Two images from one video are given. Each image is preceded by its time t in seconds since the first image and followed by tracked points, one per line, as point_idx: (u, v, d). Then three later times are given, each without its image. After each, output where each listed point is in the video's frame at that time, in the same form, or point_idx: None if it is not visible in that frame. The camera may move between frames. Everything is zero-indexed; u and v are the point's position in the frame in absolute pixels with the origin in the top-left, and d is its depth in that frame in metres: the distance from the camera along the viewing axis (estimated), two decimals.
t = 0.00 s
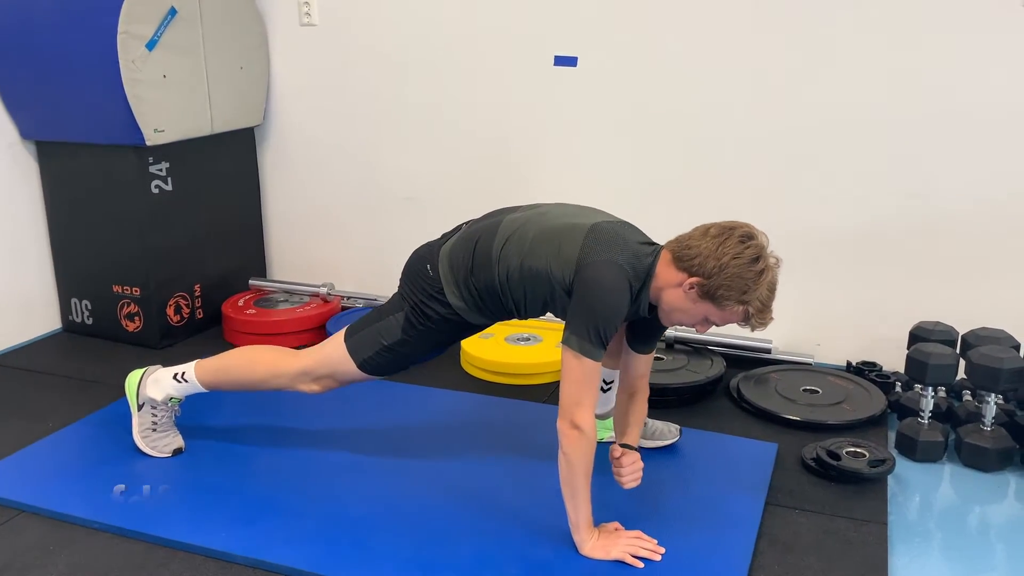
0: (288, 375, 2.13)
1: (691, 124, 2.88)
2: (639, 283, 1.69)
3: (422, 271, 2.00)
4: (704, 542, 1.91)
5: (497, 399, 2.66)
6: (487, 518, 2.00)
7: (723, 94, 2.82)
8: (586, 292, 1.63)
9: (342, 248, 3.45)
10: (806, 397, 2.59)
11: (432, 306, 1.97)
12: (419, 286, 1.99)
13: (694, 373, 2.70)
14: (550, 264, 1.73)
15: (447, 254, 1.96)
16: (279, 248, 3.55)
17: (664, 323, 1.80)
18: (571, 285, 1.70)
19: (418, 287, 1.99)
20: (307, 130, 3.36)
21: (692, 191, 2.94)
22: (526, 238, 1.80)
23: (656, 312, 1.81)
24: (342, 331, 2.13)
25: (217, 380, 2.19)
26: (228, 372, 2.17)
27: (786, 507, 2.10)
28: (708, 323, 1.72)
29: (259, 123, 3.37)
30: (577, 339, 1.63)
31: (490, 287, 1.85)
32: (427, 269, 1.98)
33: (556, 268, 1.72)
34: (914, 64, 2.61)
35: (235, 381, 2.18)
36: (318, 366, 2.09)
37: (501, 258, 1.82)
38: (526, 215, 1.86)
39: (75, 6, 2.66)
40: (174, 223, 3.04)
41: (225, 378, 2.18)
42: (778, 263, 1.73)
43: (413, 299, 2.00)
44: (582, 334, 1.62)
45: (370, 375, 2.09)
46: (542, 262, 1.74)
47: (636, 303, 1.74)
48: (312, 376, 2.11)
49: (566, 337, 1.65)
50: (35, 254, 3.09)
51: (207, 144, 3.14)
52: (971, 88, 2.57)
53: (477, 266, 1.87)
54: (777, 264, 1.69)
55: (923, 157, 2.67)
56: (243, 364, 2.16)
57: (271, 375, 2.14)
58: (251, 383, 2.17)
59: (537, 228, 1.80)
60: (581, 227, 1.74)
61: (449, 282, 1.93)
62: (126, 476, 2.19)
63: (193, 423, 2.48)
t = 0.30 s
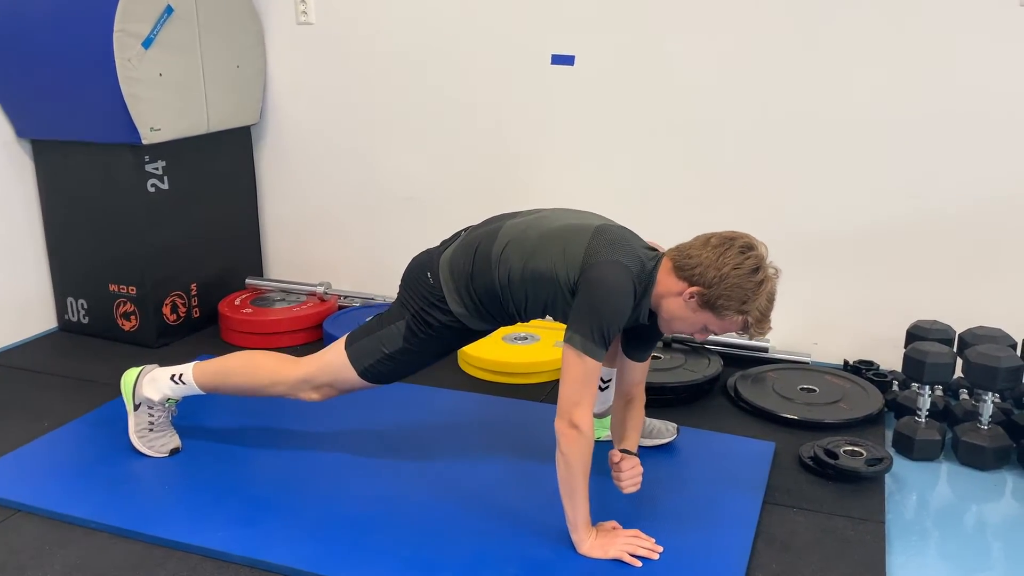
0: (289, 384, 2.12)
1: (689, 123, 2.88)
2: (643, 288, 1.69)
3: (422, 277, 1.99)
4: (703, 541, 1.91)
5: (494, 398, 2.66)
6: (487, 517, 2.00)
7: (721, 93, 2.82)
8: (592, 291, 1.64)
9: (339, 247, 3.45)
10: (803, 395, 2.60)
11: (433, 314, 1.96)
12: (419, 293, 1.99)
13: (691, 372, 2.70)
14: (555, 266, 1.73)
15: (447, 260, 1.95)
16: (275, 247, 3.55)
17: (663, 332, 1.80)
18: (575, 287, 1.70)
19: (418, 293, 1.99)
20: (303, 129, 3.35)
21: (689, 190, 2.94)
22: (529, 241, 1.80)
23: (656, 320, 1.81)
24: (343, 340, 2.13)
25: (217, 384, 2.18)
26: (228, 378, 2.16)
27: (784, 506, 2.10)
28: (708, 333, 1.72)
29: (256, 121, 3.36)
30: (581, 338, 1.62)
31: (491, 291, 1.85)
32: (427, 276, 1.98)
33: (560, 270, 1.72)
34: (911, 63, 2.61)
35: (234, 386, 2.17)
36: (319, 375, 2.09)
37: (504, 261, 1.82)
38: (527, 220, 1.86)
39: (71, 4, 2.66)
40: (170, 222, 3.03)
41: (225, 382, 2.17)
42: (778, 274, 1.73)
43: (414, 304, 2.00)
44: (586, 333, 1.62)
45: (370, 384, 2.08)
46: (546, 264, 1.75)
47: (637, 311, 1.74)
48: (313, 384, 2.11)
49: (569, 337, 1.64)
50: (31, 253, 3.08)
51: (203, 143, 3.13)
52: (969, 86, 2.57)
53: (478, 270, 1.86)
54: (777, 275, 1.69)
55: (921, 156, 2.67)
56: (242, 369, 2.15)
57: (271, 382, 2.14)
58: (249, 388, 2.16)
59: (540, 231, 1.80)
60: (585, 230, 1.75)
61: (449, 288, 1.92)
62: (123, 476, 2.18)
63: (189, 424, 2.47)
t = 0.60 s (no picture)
0: (291, 395, 2.12)
1: (688, 124, 2.87)
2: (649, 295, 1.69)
3: (425, 285, 1.99)
4: (703, 543, 1.90)
5: (494, 401, 2.66)
6: (486, 520, 1.99)
7: (720, 95, 2.81)
8: (597, 294, 1.64)
9: (337, 249, 3.44)
10: (803, 397, 2.59)
11: (437, 322, 1.96)
12: (423, 301, 1.98)
13: (690, 374, 2.70)
14: (559, 270, 1.73)
15: (450, 267, 1.95)
16: (274, 249, 3.54)
17: (664, 341, 1.79)
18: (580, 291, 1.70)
19: (422, 300, 1.98)
20: (301, 130, 3.34)
21: (688, 191, 2.94)
22: (533, 247, 1.80)
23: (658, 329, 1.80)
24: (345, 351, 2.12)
25: (218, 391, 2.18)
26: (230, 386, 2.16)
27: (784, 508, 2.10)
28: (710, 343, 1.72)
29: (254, 123, 3.35)
30: (584, 341, 1.62)
31: (495, 297, 1.84)
32: (430, 284, 1.97)
33: (565, 275, 1.72)
34: (910, 64, 2.61)
35: (236, 393, 2.17)
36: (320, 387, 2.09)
37: (508, 267, 1.81)
38: (530, 227, 1.86)
39: (69, 6, 2.65)
40: (169, 224, 3.03)
41: (226, 390, 2.17)
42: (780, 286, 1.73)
43: (418, 312, 1.99)
44: (590, 336, 1.62)
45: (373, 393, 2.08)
46: (551, 268, 1.75)
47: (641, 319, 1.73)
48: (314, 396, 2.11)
49: (573, 340, 1.64)
50: (30, 256, 3.08)
51: (201, 145, 3.12)
52: (968, 87, 2.57)
53: (482, 276, 1.86)
54: (779, 286, 1.70)
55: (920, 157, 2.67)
56: (244, 377, 2.15)
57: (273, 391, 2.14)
58: (250, 396, 2.16)
59: (545, 237, 1.80)
60: (590, 235, 1.75)
61: (453, 295, 1.91)
62: (122, 479, 2.18)
63: (189, 426, 2.47)
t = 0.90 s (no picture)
0: (294, 406, 2.12)
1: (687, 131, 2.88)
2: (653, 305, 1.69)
3: (429, 297, 1.99)
4: (704, 552, 1.90)
5: (494, 409, 2.66)
6: (487, 529, 1.99)
7: (719, 102, 2.82)
8: (601, 303, 1.64)
9: (337, 257, 3.44)
10: (803, 404, 2.59)
11: (441, 334, 1.96)
12: (426, 313, 1.98)
13: (690, 381, 2.70)
14: (564, 280, 1.73)
15: (454, 279, 1.95)
16: (274, 257, 3.54)
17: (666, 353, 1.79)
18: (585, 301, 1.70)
19: (426, 312, 1.98)
20: (302, 138, 3.35)
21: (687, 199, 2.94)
22: (538, 258, 1.80)
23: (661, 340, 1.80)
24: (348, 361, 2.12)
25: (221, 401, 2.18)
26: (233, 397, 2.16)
27: (784, 516, 2.10)
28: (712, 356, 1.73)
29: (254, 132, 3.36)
30: (588, 349, 1.62)
31: (499, 308, 1.84)
32: (434, 296, 1.98)
33: (571, 285, 1.73)
34: (909, 71, 2.62)
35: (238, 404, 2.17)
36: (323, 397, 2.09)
37: (512, 277, 1.81)
38: (534, 238, 1.87)
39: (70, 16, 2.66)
40: (169, 233, 3.03)
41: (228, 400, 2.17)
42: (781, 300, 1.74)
43: (422, 324, 1.99)
44: (594, 344, 1.62)
45: (377, 405, 2.08)
46: (556, 279, 1.75)
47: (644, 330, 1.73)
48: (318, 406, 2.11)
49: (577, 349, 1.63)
50: (30, 265, 3.08)
51: (202, 153, 3.13)
52: (967, 94, 2.58)
53: (486, 287, 1.86)
54: (781, 299, 1.70)
55: (920, 163, 2.67)
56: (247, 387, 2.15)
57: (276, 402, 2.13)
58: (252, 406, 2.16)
59: (549, 248, 1.81)
60: (595, 246, 1.76)
61: (456, 306, 1.91)
62: (122, 488, 2.17)
63: (189, 435, 2.46)
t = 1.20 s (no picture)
0: (294, 405, 2.12)
1: (689, 140, 2.89)
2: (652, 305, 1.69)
3: (428, 293, 1.99)
4: (707, 561, 1.89)
5: (497, 418, 2.65)
6: (489, 538, 1.98)
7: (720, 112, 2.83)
8: (600, 309, 1.64)
9: (340, 265, 3.45)
10: (806, 413, 2.59)
11: (440, 331, 1.96)
12: (425, 309, 1.98)
13: (693, 390, 2.69)
14: (563, 282, 1.73)
15: (453, 275, 1.95)
16: (277, 266, 3.55)
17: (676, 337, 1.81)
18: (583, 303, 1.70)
19: (426, 308, 1.98)
20: (304, 147, 3.36)
21: (690, 208, 2.94)
22: (537, 258, 1.80)
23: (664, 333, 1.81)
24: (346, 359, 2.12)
25: (220, 405, 2.17)
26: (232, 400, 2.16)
27: (788, 525, 2.09)
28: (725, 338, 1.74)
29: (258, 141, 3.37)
30: (589, 356, 1.62)
31: (498, 307, 1.84)
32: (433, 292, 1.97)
33: (569, 286, 1.72)
34: (911, 80, 2.62)
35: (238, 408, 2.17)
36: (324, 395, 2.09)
37: (511, 278, 1.81)
38: (533, 235, 1.86)
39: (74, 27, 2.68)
40: (172, 242, 3.04)
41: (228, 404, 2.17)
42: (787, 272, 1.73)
43: (421, 320, 1.99)
44: (595, 351, 1.62)
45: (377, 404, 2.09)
46: (554, 280, 1.75)
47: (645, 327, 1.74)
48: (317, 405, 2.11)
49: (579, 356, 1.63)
50: (34, 273, 3.09)
51: (205, 162, 3.14)
52: (969, 103, 2.58)
53: (486, 286, 1.86)
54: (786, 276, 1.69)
55: (922, 171, 2.67)
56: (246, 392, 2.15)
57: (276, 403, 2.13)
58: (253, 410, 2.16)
59: (547, 247, 1.80)
60: (593, 245, 1.74)
61: (455, 303, 1.92)
62: (124, 497, 2.17)
63: (192, 444, 2.46)
